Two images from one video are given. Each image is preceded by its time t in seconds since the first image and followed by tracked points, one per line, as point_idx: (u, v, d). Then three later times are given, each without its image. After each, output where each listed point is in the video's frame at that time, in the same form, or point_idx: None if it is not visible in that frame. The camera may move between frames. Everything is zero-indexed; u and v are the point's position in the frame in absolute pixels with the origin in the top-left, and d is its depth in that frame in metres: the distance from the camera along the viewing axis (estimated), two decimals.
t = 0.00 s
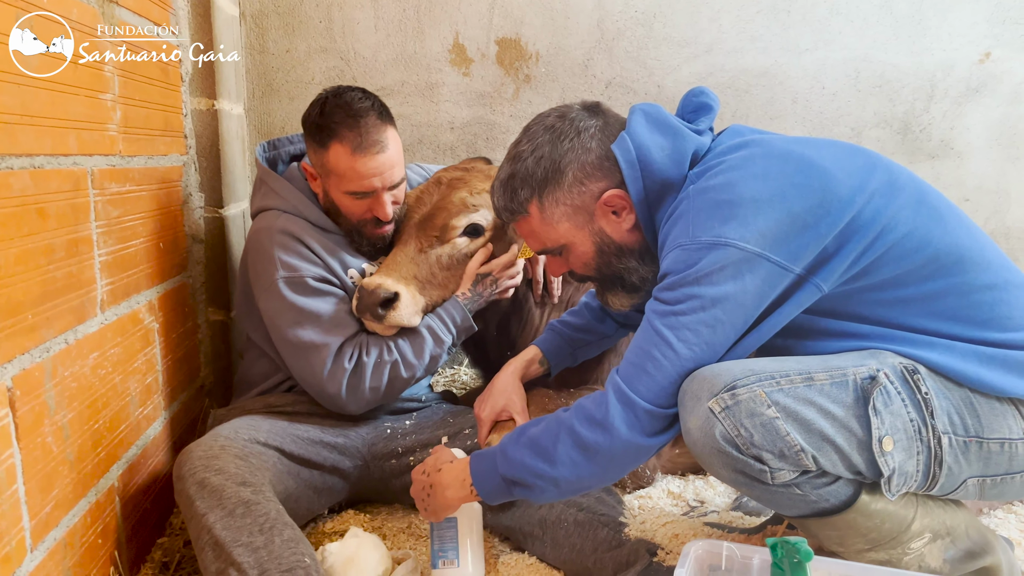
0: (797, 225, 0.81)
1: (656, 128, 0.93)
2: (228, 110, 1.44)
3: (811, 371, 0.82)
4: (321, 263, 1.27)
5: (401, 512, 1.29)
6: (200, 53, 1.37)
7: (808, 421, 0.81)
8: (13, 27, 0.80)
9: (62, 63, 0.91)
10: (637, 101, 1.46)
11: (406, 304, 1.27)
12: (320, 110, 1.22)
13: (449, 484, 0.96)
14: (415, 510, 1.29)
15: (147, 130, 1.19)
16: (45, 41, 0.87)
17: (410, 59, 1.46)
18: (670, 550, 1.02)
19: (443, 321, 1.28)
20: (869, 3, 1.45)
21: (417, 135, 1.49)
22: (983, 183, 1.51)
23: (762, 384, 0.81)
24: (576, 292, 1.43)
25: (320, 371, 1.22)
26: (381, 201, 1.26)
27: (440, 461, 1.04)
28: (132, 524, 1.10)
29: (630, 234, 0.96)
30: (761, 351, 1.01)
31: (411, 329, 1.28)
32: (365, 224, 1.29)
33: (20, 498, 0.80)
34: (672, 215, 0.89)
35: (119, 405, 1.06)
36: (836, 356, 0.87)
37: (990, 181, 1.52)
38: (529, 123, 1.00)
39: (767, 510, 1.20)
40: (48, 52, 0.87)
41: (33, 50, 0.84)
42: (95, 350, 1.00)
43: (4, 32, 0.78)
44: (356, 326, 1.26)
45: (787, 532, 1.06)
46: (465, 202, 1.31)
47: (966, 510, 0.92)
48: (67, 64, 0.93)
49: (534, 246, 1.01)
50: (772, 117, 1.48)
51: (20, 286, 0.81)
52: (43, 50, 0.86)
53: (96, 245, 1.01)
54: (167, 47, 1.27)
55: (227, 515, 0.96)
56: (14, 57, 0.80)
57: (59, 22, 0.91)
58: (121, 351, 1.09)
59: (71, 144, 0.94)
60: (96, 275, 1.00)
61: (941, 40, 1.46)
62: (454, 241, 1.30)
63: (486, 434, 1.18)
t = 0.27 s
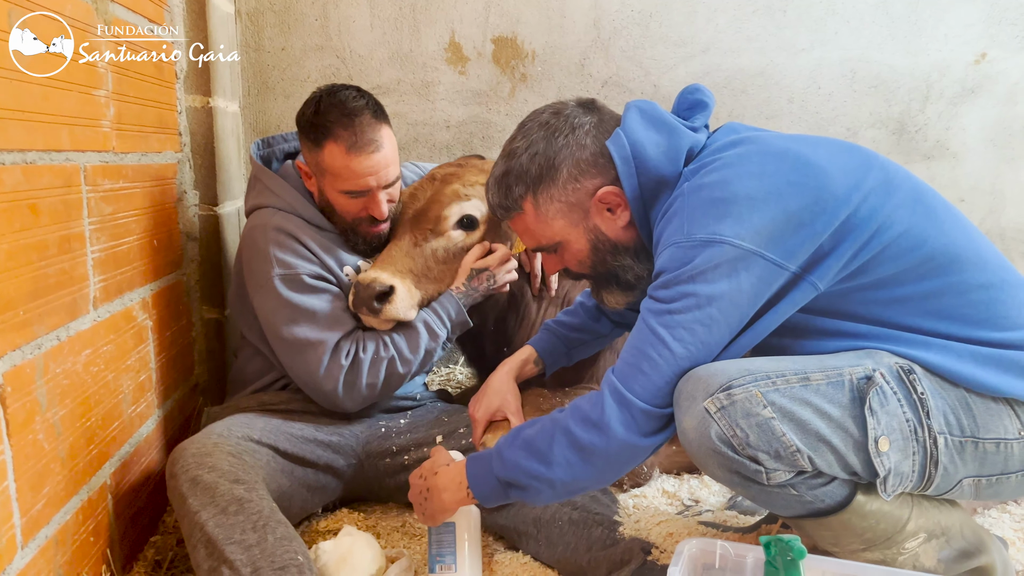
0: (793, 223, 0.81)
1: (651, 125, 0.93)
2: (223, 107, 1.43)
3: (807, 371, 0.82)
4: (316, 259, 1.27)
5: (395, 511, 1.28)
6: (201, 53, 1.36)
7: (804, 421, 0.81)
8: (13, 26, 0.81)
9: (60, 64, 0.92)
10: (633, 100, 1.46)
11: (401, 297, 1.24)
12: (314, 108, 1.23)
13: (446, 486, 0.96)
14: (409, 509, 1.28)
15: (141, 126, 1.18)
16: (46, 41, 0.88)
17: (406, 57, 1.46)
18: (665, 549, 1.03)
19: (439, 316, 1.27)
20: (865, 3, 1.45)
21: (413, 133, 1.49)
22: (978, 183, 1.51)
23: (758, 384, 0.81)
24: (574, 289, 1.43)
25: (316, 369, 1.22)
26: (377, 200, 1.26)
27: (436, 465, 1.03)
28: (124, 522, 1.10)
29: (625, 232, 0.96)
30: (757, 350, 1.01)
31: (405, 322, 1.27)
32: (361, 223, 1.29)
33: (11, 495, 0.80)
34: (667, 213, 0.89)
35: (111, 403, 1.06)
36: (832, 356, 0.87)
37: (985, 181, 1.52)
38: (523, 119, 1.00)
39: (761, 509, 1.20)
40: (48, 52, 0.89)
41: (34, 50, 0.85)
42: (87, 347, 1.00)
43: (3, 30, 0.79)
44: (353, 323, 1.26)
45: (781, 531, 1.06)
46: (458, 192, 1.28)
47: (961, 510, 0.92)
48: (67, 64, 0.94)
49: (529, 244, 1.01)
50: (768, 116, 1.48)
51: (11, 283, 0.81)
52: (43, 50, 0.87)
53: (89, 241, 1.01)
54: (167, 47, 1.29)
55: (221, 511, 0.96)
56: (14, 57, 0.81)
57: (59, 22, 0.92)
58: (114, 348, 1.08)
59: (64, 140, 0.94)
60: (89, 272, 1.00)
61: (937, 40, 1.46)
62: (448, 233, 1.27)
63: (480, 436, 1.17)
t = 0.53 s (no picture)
0: (788, 224, 0.81)
1: (647, 125, 0.93)
2: (218, 106, 1.43)
3: (803, 372, 0.82)
4: (320, 249, 1.26)
5: (390, 511, 1.28)
6: (200, 52, 1.36)
7: (800, 423, 0.81)
8: (14, 27, 0.82)
9: (61, 63, 0.94)
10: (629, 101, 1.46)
11: (393, 242, 1.24)
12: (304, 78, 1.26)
13: (440, 490, 0.96)
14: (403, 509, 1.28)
15: (135, 125, 1.18)
16: (46, 41, 0.90)
17: (402, 57, 1.45)
18: (662, 550, 1.03)
19: (441, 295, 1.27)
20: (860, 4, 1.45)
21: (409, 133, 1.48)
22: (973, 185, 1.51)
23: (754, 386, 0.81)
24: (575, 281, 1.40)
25: (327, 357, 1.20)
26: (374, 165, 1.27)
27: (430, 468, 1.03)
28: (118, 520, 1.09)
29: (620, 233, 0.96)
30: (752, 351, 1.01)
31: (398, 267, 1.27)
32: (360, 193, 1.30)
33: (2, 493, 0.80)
34: (661, 214, 0.89)
35: (104, 402, 1.06)
36: (828, 358, 0.87)
37: (981, 183, 1.51)
38: (518, 119, 1.00)
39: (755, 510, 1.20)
40: (48, 52, 0.90)
41: (34, 51, 0.87)
42: (80, 346, 0.99)
43: (4, 30, 0.81)
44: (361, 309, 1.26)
45: (775, 531, 1.06)
46: (459, 152, 1.34)
47: (955, 511, 0.92)
48: (68, 63, 0.96)
49: (524, 245, 1.01)
50: (763, 117, 1.48)
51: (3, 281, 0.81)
52: (43, 50, 0.89)
53: (81, 240, 1.00)
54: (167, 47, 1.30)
55: (229, 492, 0.96)
56: (14, 56, 0.82)
57: (57, 22, 0.93)
58: (107, 347, 1.08)
59: (57, 138, 0.93)
60: (81, 271, 1.00)
61: (933, 42, 1.46)
62: (446, 190, 1.30)
63: (474, 438, 1.19)
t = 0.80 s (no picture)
0: (787, 227, 0.81)
1: (642, 129, 0.93)
2: (215, 105, 1.43)
3: (806, 373, 0.83)
4: (322, 250, 1.27)
5: (387, 510, 1.28)
6: (200, 53, 1.37)
7: (803, 423, 0.81)
8: (13, 27, 0.83)
9: (61, 64, 0.94)
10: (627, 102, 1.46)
11: (387, 236, 1.26)
12: (301, 61, 1.29)
13: (438, 495, 0.96)
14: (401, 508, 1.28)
15: (132, 124, 1.17)
16: (46, 41, 0.90)
17: (400, 57, 1.45)
18: (660, 550, 1.04)
19: (443, 295, 1.27)
20: (856, 6, 1.45)
21: (407, 133, 1.48)
22: (969, 187, 1.50)
23: (757, 386, 0.81)
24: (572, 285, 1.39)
25: (330, 358, 1.20)
26: (386, 136, 1.30)
27: (430, 470, 1.02)
28: (115, 521, 1.09)
29: (616, 236, 0.96)
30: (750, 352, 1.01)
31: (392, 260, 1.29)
32: (374, 168, 1.31)
33: None
34: (659, 218, 0.89)
35: (101, 402, 1.05)
36: (829, 358, 0.88)
37: (976, 186, 1.51)
38: (514, 123, 1.00)
39: (752, 512, 1.20)
40: (48, 52, 0.91)
41: (33, 50, 0.87)
42: (78, 346, 0.99)
43: (4, 30, 0.81)
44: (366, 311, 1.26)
45: (771, 532, 1.07)
46: (463, 151, 1.32)
47: (953, 512, 0.93)
48: (67, 63, 0.96)
49: (519, 249, 1.01)
50: (760, 118, 1.47)
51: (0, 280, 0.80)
52: (42, 50, 0.89)
53: (79, 240, 1.00)
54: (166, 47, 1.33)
55: (239, 484, 0.96)
56: (15, 57, 0.83)
57: (58, 22, 0.94)
58: (104, 347, 1.08)
59: (54, 137, 0.93)
60: (78, 270, 0.99)
61: (929, 44, 1.46)
62: (447, 187, 1.29)
63: (478, 444, 1.19)
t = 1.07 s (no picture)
0: (782, 227, 0.82)
1: (640, 131, 0.94)
2: (214, 108, 1.42)
3: (799, 374, 0.83)
4: (309, 257, 1.27)
5: (384, 513, 1.28)
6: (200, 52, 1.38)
7: (797, 424, 0.82)
8: (14, 27, 0.83)
9: (62, 63, 0.95)
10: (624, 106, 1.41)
11: (375, 254, 1.28)
12: (286, 85, 1.25)
13: (438, 493, 0.96)
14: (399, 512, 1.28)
15: (131, 127, 1.18)
16: (45, 41, 0.90)
17: (397, 60, 1.39)
18: (655, 553, 1.04)
19: (426, 304, 1.27)
20: (853, 10, 1.41)
21: (404, 136, 1.42)
22: (965, 191, 1.46)
23: (750, 387, 0.81)
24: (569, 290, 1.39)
25: (312, 367, 1.22)
26: (380, 143, 1.30)
27: (430, 470, 1.03)
28: (112, 523, 1.09)
29: (614, 237, 0.97)
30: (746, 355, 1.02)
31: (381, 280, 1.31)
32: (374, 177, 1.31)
33: None
34: (655, 219, 0.90)
35: (99, 405, 1.05)
36: (823, 360, 0.88)
37: (971, 189, 1.46)
38: (514, 125, 1.01)
39: (748, 514, 1.21)
40: (48, 52, 0.91)
41: (34, 50, 0.87)
42: (76, 349, 0.99)
43: (4, 33, 0.81)
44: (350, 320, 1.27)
45: (766, 535, 1.07)
46: (453, 166, 1.34)
47: (946, 514, 0.93)
48: (67, 64, 0.96)
49: (519, 250, 1.01)
50: (756, 123, 1.43)
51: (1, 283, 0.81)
52: (42, 49, 0.89)
53: (78, 242, 1.00)
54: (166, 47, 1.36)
55: (229, 495, 0.97)
56: (15, 57, 0.83)
57: (58, 23, 0.94)
58: (103, 350, 1.08)
59: (54, 140, 0.93)
60: (77, 273, 1.00)
61: (925, 48, 1.42)
62: (437, 204, 1.31)
63: (473, 438, 1.21)
